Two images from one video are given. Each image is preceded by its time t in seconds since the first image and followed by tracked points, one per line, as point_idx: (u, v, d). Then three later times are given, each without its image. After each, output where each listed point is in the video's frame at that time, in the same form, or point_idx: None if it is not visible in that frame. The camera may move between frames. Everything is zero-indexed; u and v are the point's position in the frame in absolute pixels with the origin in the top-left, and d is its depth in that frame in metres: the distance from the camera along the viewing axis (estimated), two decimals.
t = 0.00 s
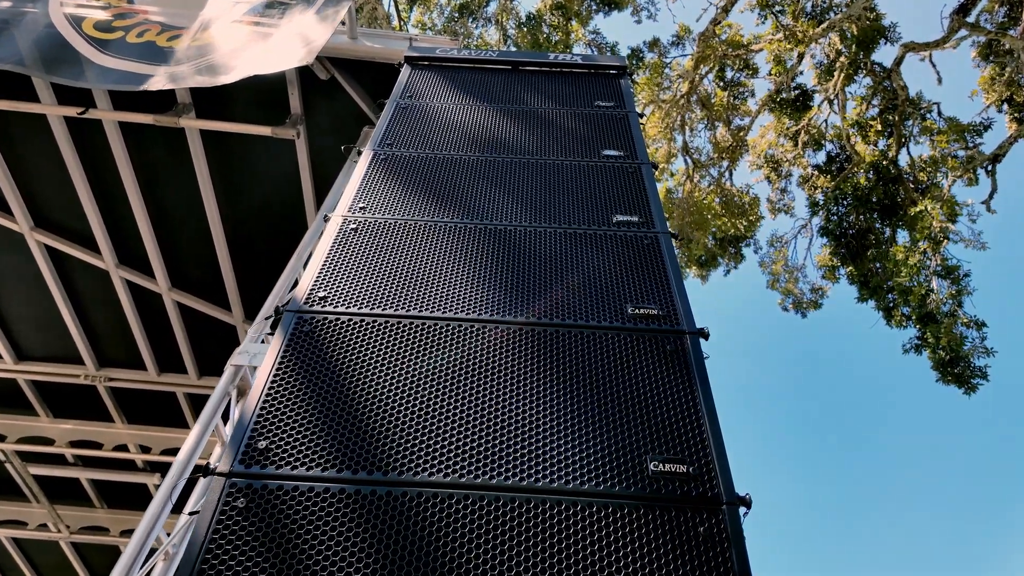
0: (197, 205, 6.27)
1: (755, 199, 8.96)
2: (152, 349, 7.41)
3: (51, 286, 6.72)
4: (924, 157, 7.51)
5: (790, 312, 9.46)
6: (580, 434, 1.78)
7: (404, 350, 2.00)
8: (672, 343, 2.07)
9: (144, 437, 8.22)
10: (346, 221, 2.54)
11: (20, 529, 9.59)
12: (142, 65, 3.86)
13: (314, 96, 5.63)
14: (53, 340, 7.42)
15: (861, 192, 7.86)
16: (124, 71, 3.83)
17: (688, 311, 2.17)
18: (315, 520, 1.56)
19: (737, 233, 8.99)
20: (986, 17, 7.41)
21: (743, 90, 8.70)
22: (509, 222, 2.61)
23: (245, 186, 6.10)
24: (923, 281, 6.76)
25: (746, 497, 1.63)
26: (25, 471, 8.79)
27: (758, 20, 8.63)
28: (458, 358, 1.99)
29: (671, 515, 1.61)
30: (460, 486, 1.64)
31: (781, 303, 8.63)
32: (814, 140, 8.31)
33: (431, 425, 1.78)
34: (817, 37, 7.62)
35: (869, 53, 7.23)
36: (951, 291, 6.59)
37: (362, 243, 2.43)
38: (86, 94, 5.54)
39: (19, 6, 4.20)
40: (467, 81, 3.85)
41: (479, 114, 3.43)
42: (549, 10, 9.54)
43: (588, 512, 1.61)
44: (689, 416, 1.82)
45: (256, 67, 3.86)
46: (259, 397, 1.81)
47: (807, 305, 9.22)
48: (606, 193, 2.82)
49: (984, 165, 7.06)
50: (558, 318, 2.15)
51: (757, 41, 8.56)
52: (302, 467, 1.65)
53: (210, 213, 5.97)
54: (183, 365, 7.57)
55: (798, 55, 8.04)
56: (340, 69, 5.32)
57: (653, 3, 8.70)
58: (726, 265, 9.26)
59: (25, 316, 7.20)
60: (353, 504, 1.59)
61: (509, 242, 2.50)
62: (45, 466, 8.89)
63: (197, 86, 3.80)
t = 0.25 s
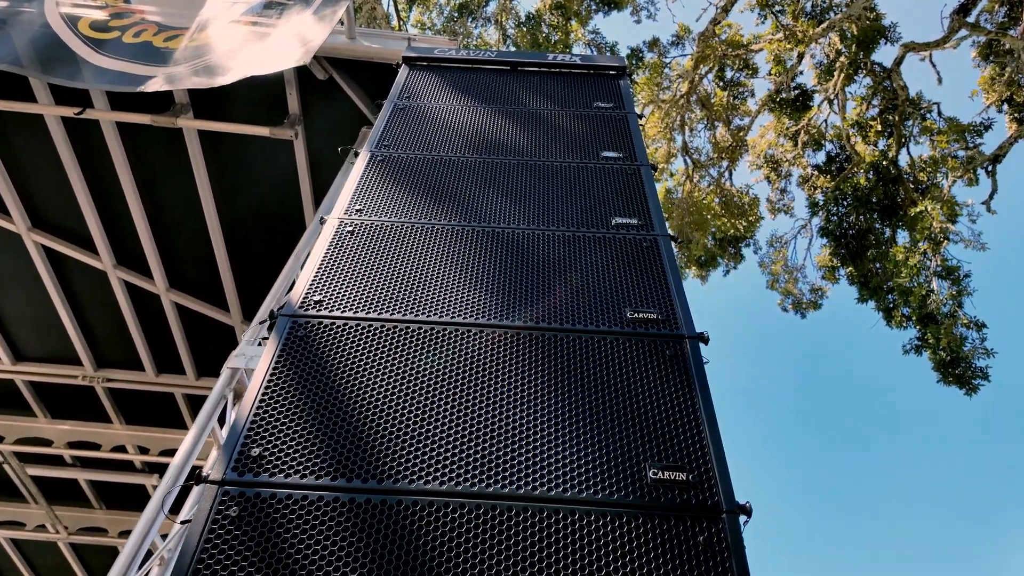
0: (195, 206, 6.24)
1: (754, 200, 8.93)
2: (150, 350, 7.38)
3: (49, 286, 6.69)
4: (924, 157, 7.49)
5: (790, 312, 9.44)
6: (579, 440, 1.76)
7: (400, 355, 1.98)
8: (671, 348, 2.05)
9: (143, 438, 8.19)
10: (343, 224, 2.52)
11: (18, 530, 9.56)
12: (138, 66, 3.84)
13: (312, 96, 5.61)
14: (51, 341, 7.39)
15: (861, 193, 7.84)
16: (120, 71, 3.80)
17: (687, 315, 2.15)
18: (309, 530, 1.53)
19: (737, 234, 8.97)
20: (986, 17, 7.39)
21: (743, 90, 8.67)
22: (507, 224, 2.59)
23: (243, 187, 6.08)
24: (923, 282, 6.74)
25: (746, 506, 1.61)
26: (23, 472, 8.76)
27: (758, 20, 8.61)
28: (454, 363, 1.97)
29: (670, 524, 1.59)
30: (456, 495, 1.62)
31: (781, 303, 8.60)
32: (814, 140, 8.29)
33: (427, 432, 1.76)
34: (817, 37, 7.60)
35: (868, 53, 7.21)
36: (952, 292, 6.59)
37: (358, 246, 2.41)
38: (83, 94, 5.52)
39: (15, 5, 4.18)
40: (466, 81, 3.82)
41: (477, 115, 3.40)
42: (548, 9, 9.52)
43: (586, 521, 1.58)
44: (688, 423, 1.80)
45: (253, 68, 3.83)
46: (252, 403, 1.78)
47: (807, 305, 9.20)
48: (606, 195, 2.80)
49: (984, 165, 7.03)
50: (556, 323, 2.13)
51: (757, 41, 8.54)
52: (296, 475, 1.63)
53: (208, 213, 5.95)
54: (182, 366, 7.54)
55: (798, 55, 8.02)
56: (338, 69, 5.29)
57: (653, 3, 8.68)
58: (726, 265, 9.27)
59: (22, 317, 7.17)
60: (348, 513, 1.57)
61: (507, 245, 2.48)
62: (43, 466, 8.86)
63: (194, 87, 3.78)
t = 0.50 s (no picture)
0: (194, 207, 6.22)
1: (754, 200, 8.91)
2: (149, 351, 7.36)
3: (47, 288, 6.67)
4: (924, 157, 7.47)
5: (790, 313, 9.42)
6: (578, 449, 1.73)
7: (396, 361, 1.96)
8: (671, 354, 2.02)
9: (141, 439, 8.17)
10: (340, 227, 2.50)
11: (17, 531, 9.53)
12: (135, 68, 3.81)
13: (310, 97, 5.59)
14: (49, 342, 7.36)
15: (861, 193, 7.82)
16: (117, 73, 3.77)
17: (687, 320, 2.13)
18: (303, 540, 1.51)
19: (737, 234, 8.95)
20: (986, 17, 7.36)
21: (743, 90, 8.66)
22: (506, 227, 2.57)
23: (242, 188, 6.06)
24: (923, 283, 6.74)
25: (747, 515, 1.59)
26: (22, 474, 8.73)
27: (758, 19, 8.58)
28: (452, 369, 1.95)
29: (671, 535, 1.56)
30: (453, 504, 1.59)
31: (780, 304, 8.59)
32: (814, 140, 8.27)
33: (423, 440, 1.73)
34: (817, 37, 7.58)
35: (868, 53, 7.20)
36: (953, 293, 6.58)
37: (355, 250, 2.39)
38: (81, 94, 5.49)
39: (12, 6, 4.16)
40: (464, 83, 3.80)
41: (475, 117, 3.38)
42: (548, 10, 9.49)
43: (585, 531, 1.56)
44: (689, 430, 1.78)
45: (251, 70, 3.81)
46: (247, 411, 1.76)
47: (807, 306, 9.18)
48: (605, 198, 2.78)
49: (984, 166, 7.01)
50: (555, 328, 2.10)
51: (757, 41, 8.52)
52: (291, 484, 1.60)
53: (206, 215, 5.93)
54: (180, 367, 7.52)
55: (798, 55, 8.00)
56: (337, 70, 5.27)
57: (653, 3, 8.66)
58: (726, 265, 9.26)
59: (20, 318, 7.15)
60: (343, 523, 1.54)
61: (505, 249, 2.46)
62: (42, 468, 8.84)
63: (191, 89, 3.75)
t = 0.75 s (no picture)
0: (192, 208, 6.20)
1: (754, 201, 8.88)
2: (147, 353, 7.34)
3: (45, 289, 6.64)
4: (925, 158, 7.45)
5: (790, 314, 9.40)
6: (578, 458, 1.71)
7: (394, 368, 1.94)
8: (672, 362, 2.00)
9: (140, 441, 8.15)
10: (337, 232, 2.47)
11: (15, 533, 9.51)
12: (133, 70, 3.79)
13: (309, 99, 5.56)
14: (47, 344, 7.34)
15: (861, 194, 7.80)
16: (115, 76, 3.75)
17: (688, 327, 2.10)
18: (299, 553, 1.48)
19: (737, 235, 8.93)
20: (987, 18, 7.32)
21: (743, 90, 8.63)
22: (505, 232, 2.54)
23: (240, 190, 6.04)
24: (923, 285, 6.79)
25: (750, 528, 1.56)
26: (20, 475, 8.71)
27: (758, 20, 8.55)
28: (450, 377, 1.92)
29: (672, 547, 1.54)
30: (452, 516, 1.57)
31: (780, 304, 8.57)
32: (814, 141, 8.24)
33: (421, 449, 1.71)
34: (817, 38, 7.54)
35: (869, 54, 7.18)
36: (953, 295, 6.56)
37: (353, 255, 2.36)
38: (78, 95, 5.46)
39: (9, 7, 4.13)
40: (464, 85, 3.78)
41: (474, 120, 3.36)
42: (548, 10, 9.47)
43: (585, 544, 1.54)
44: (690, 440, 1.76)
45: (248, 72, 3.78)
46: (242, 419, 1.74)
47: (807, 306, 9.16)
48: (606, 202, 2.75)
49: (985, 167, 6.98)
50: (555, 335, 2.08)
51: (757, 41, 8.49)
52: (286, 495, 1.58)
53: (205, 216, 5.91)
54: (179, 368, 7.50)
55: (798, 56, 7.98)
56: (335, 71, 5.24)
57: (652, 3, 8.63)
58: (726, 266, 9.24)
59: (18, 320, 7.12)
60: (339, 536, 1.52)
61: (504, 253, 2.43)
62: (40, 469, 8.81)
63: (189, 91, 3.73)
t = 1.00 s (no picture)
0: (192, 210, 6.17)
1: (755, 202, 8.85)
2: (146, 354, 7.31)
3: (43, 291, 6.61)
4: (925, 159, 7.42)
5: (790, 315, 9.37)
6: (578, 470, 1.68)
7: (392, 377, 1.91)
8: (674, 371, 1.98)
9: (139, 443, 8.12)
10: (335, 237, 2.45)
11: (14, 534, 9.48)
12: (131, 73, 3.77)
13: (308, 100, 5.53)
14: (46, 345, 7.31)
15: (861, 195, 7.79)
16: (113, 79, 3.73)
17: (690, 335, 2.08)
18: (294, 567, 1.46)
19: (737, 236, 8.91)
20: (988, 18, 7.29)
21: (743, 91, 8.61)
22: (504, 238, 2.52)
23: (239, 192, 6.01)
24: (925, 285, 6.78)
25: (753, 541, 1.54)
26: (18, 477, 8.68)
27: (758, 20, 8.53)
28: (449, 386, 1.90)
29: (674, 562, 1.52)
30: (450, 529, 1.54)
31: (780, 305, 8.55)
32: (814, 141, 8.22)
33: (419, 460, 1.68)
34: (817, 39, 7.45)
35: (869, 55, 7.16)
36: (954, 296, 6.54)
37: (351, 261, 2.34)
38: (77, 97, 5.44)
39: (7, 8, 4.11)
40: (463, 87, 3.75)
41: (474, 123, 3.33)
42: (547, 10, 9.44)
43: (586, 558, 1.51)
44: (692, 451, 1.73)
45: (247, 75, 3.75)
46: (238, 430, 1.71)
47: (807, 307, 9.14)
48: (606, 208, 2.73)
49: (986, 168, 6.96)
50: (555, 343, 2.05)
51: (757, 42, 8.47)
52: (282, 507, 1.55)
53: (204, 218, 5.88)
54: (178, 370, 7.48)
55: (798, 57, 7.97)
56: (334, 71, 5.21)
57: (652, 4, 8.61)
58: (726, 267, 9.21)
59: (17, 322, 7.09)
60: (335, 550, 1.49)
61: (504, 259, 2.41)
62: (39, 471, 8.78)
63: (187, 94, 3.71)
